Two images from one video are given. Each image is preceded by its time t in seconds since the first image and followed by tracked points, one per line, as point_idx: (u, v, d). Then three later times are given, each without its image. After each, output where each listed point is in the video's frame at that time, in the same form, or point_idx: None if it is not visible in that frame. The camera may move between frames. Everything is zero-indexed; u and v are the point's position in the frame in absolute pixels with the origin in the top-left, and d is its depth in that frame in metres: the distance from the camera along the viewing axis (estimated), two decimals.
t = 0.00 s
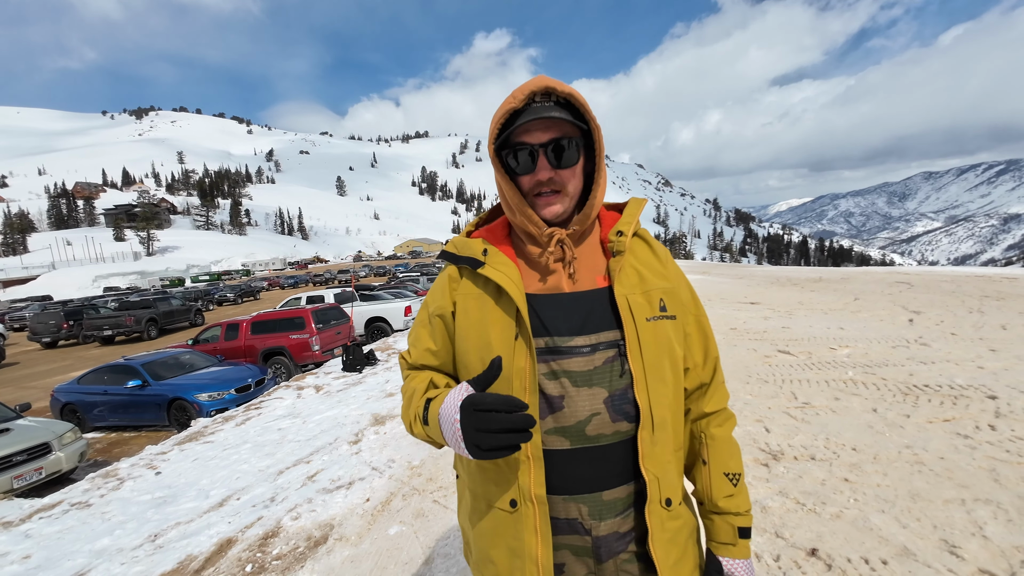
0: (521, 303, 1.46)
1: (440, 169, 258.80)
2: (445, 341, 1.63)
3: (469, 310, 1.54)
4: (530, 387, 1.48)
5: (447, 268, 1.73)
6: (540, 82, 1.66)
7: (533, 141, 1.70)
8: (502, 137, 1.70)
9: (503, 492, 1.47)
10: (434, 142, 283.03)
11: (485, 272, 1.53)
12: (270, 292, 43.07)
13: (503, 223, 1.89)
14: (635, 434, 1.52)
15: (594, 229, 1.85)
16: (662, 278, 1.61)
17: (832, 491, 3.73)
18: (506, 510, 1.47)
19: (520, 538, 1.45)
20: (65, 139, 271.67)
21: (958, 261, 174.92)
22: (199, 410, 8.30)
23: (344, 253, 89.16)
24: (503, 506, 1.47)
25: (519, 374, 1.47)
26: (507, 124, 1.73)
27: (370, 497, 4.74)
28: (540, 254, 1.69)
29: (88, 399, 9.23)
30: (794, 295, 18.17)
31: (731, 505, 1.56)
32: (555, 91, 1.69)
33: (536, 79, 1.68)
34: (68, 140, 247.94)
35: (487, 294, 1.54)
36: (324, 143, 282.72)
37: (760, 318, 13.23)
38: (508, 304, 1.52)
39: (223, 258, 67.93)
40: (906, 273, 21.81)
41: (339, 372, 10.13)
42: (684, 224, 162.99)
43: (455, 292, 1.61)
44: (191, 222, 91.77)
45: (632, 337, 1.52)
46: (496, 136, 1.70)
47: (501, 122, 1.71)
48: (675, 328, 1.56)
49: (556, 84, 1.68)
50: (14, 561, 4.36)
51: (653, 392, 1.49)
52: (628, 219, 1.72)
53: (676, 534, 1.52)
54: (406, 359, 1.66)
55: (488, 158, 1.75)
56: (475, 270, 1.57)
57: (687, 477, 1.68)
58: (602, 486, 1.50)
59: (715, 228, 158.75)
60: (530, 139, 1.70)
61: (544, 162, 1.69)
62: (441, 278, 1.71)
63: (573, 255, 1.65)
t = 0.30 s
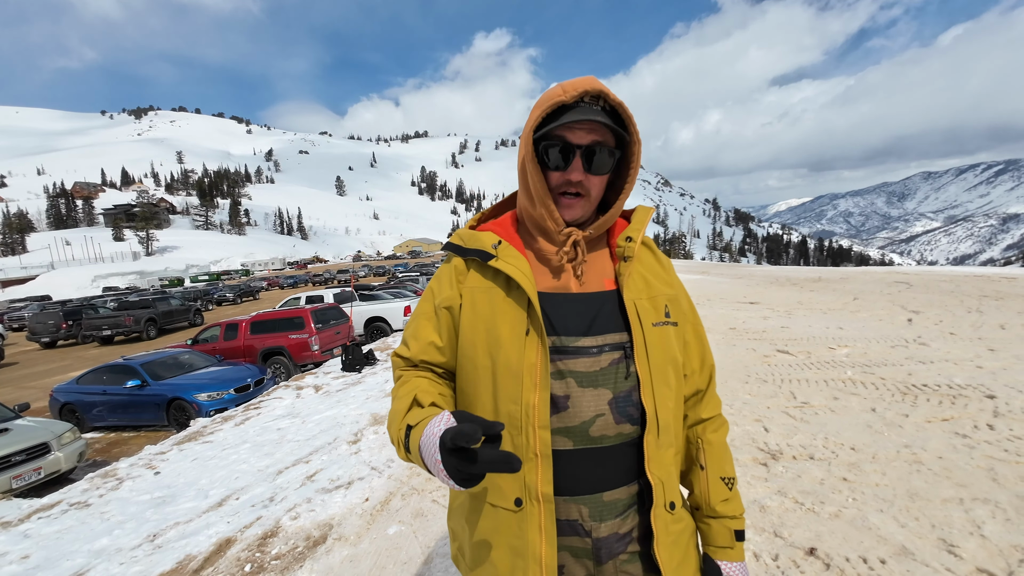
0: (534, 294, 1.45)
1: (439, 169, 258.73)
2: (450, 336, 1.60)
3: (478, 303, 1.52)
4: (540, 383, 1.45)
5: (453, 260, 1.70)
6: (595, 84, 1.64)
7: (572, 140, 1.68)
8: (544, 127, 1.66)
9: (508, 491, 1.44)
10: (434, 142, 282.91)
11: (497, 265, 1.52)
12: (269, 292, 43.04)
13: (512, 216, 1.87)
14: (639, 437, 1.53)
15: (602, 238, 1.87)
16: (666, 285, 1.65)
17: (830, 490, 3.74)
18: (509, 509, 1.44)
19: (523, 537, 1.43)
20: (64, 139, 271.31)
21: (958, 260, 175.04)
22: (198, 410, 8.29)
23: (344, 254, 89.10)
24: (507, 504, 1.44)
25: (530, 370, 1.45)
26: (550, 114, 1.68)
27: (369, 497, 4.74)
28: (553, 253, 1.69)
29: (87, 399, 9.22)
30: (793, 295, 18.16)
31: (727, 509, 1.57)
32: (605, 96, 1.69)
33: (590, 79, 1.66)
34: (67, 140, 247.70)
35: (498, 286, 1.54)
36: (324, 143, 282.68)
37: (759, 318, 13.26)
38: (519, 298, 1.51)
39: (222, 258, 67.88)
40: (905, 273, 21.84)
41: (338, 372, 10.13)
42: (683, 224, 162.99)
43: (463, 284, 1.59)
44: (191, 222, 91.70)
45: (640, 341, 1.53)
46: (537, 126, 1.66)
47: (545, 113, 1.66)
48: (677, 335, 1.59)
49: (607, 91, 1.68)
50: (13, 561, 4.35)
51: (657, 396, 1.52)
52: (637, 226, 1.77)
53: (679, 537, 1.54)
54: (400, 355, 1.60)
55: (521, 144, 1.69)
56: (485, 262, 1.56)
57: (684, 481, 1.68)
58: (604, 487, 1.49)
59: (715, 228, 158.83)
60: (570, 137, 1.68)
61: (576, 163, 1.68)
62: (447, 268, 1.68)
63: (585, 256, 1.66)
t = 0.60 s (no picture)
0: (529, 297, 1.45)
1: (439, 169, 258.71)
2: (446, 340, 1.60)
3: (474, 306, 1.52)
4: (536, 388, 1.45)
5: (447, 262, 1.71)
6: (577, 76, 1.72)
7: (561, 128, 1.72)
8: (532, 118, 1.69)
9: (507, 495, 1.44)
10: (434, 142, 282.85)
11: (491, 268, 1.52)
12: (269, 292, 43.03)
13: (506, 219, 1.86)
14: (637, 440, 1.53)
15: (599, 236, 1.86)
16: (662, 287, 1.65)
17: (828, 491, 3.74)
18: (508, 513, 1.44)
19: (522, 540, 1.42)
20: (63, 138, 271.05)
21: (957, 260, 175.09)
22: (198, 410, 8.29)
23: (343, 253, 89.06)
24: (506, 509, 1.44)
25: (527, 374, 1.44)
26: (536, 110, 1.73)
27: (368, 497, 4.74)
28: (549, 246, 1.67)
29: (86, 399, 9.22)
30: (793, 295, 18.16)
31: (725, 508, 1.56)
32: (588, 87, 1.76)
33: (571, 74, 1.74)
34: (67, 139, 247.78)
35: (492, 289, 1.54)
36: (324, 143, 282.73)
37: (759, 318, 13.26)
38: (514, 301, 1.51)
39: (221, 258, 67.84)
40: (904, 272, 21.87)
41: (337, 372, 10.12)
42: (683, 224, 162.92)
43: (457, 287, 1.59)
44: (190, 222, 91.66)
45: (636, 343, 1.53)
46: (526, 118, 1.69)
47: (532, 107, 1.71)
48: (674, 336, 1.59)
49: (589, 82, 1.76)
50: (11, 561, 4.35)
51: (655, 399, 1.51)
52: (632, 228, 1.77)
53: (679, 539, 1.53)
54: (399, 360, 1.60)
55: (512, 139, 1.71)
56: (480, 265, 1.56)
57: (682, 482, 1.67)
58: (602, 491, 1.50)
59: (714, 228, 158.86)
60: (560, 125, 1.71)
61: (568, 149, 1.71)
62: (442, 270, 1.68)
63: (582, 252, 1.65)
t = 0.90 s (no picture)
0: (519, 301, 1.45)
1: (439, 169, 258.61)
2: (439, 343, 1.60)
3: (464, 311, 1.52)
4: (528, 392, 1.45)
5: (439, 265, 1.71)
6: (558, 72, 1.73)
7: (545, 124, 1.72)
8: (515, 117, 1.71)
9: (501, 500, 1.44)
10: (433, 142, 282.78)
11: (480, 271, 1.52)
12: (268, 292, 42.99)
13: (497, 220, 1.86)
14: (634, 442, 1.52)
15: (592, 233, 1.83)
16: (658, 284, 1.63)
17: (827, 491, 3.73)
18: (504, 519, 1.44)
19: (519, 546, 1.42)
20: (62, 138, 270.73)
21: (956, 260, 175.16)
22: (196, 410, 8.28)
23: (343, 253, 88.99)
24: (500, 513, 1.44)
25: (518, 377, 1.44)
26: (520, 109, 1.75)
27: (366, 497, 4.73)
28: (538, 246, 1.65)
29: (84, 399, 9.20)
30: (792, 295, 18.15)
31: (725, 509, 1.55)
32: (570, 83, 1.76)
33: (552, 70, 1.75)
34: (66, 139, 247.58)
35: (482, 292, 1.54)
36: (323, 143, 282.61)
37: (758, 318, 13.24)
38: (505, 304, 1.51)
39: (221, 257, 67.76)
40: (903, 272, 21.85)
41: (336, 372, 10.11)
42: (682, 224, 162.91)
43: (449, 291, 1.60)
44: (190, 222, 91.57)
45: (631, 344, 1.52)
46: (510, 117, 1.70)
47: (515, 106, 1.73)
48: (669, 335, 1.57)
49: (572, 77, 1.76)
50: (9, 561, 4.34)
51: (652, 400, 1.50)
52: (625, 224, 1.73)
53: (678, 541, 1.52)
54: (394, 366, 1.61)
55: (497, 140, 1.73)
56: (470, 268, 1.56)
57: (682, 482, 1.67)
58: (598, 494, 1.49)
59: (714, 227, 158.90)
60: (543, 122, 1.71)
61: (553, 145, 1.70)
62: (433, 275, 1.69)
63: (572, 251, 1.63)
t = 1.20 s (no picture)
0: (512, 306, 1.43)
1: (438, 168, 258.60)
2: (432, 347, 1.59)
3: (456, 314, 1.51)
4: (521, 398, 1.44)
5: (431, 267, 1.70)
6: (536, 70, 1.69)
7: (527, 126, 1.69)
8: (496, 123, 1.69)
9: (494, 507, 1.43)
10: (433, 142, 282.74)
11: (472, 273, 1.51)
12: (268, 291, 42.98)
13: (491, 222, 1.86)
14: (629, 447, 1.50)
15: (587, 232, 1.80)
16: (654, 286, 1.60)
17: (827, 492, 3.72)
18: (497, 525, 1.43)
19: (513, 553, 1.41)
20: (62, 138, 270.52)
21: (956, 260, 175.21)
22: (195, 410, 8.26)
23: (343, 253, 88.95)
24: (494, 521, 1.43)
25: (511, 382, 1.43)
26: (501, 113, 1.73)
27: (364, 498, 4.71)
28: (529, 249, 1.64)
29: (83, 399, 9.18)
30: (792, 294, 18.14)
31: (722, 514, 1.53)
32: (550, 80, 1.72)
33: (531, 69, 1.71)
34: (65, 138, 247.42)
35: (475, 296, 1.53)
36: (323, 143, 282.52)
37: (758, 318, 13.22)
38: (497, 308, 1.50)
39: (220, 257, 67.73)
40: (903, 272, 21.85)
41: (335, 372, 10.09)
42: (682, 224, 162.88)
43: (441, 294, 1.59)
44: (189, 221, 91.50)
45: (626, 347, 1.50)
46: (491, 123, 1.69)
47: (496, 111, 1.71)
48: (666, 337, 1.55)
49: (552, 74, 1.71)
50: (6, 562, 4.33)
51: (648, 405, 1.48)
52: (620, 223, 1.71)
53: (673, 547, 1.51)
54: (386, 370, 1.60)
55: (481, 146, 1.72)
56: (461, 271, 1.55)
57: (678, 486, 1.65)
58: (593, 501, 1.47)
59: (714, 227, 158.86)
60: (525, 125, 1.69)
61: (538, 148, 1.68)
62: (426, 277, 1.68)
63: (564, 253, 1.62)
